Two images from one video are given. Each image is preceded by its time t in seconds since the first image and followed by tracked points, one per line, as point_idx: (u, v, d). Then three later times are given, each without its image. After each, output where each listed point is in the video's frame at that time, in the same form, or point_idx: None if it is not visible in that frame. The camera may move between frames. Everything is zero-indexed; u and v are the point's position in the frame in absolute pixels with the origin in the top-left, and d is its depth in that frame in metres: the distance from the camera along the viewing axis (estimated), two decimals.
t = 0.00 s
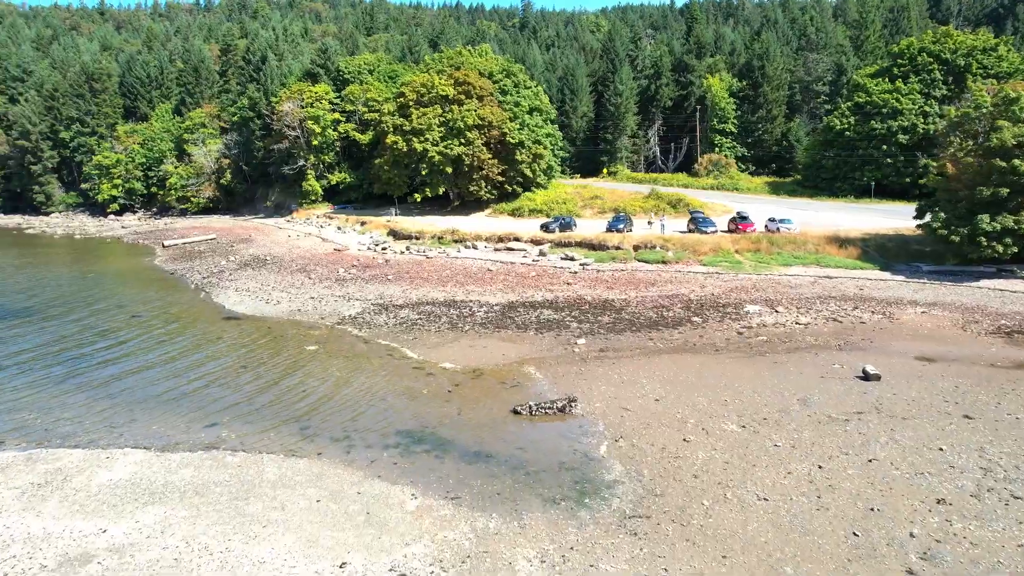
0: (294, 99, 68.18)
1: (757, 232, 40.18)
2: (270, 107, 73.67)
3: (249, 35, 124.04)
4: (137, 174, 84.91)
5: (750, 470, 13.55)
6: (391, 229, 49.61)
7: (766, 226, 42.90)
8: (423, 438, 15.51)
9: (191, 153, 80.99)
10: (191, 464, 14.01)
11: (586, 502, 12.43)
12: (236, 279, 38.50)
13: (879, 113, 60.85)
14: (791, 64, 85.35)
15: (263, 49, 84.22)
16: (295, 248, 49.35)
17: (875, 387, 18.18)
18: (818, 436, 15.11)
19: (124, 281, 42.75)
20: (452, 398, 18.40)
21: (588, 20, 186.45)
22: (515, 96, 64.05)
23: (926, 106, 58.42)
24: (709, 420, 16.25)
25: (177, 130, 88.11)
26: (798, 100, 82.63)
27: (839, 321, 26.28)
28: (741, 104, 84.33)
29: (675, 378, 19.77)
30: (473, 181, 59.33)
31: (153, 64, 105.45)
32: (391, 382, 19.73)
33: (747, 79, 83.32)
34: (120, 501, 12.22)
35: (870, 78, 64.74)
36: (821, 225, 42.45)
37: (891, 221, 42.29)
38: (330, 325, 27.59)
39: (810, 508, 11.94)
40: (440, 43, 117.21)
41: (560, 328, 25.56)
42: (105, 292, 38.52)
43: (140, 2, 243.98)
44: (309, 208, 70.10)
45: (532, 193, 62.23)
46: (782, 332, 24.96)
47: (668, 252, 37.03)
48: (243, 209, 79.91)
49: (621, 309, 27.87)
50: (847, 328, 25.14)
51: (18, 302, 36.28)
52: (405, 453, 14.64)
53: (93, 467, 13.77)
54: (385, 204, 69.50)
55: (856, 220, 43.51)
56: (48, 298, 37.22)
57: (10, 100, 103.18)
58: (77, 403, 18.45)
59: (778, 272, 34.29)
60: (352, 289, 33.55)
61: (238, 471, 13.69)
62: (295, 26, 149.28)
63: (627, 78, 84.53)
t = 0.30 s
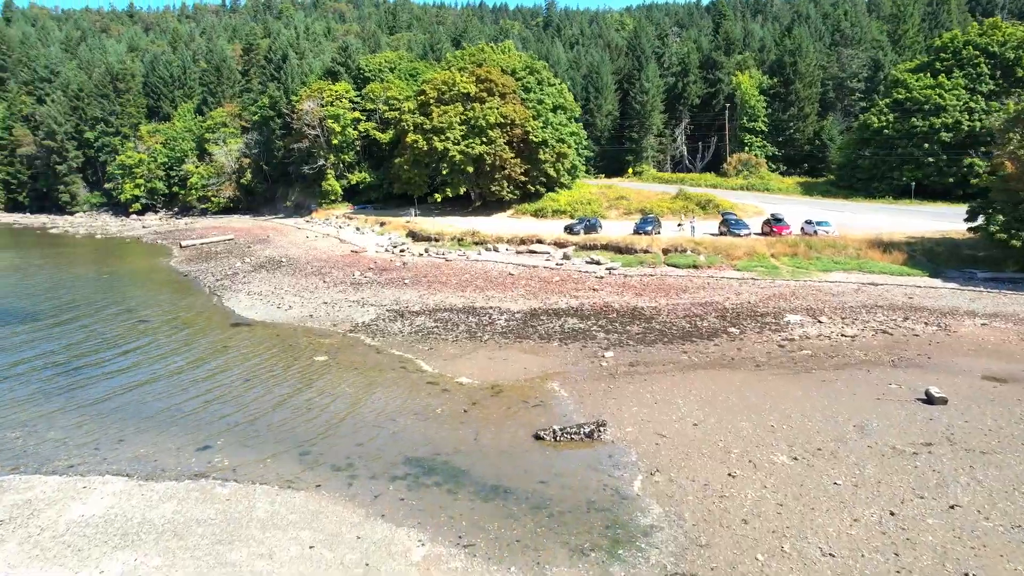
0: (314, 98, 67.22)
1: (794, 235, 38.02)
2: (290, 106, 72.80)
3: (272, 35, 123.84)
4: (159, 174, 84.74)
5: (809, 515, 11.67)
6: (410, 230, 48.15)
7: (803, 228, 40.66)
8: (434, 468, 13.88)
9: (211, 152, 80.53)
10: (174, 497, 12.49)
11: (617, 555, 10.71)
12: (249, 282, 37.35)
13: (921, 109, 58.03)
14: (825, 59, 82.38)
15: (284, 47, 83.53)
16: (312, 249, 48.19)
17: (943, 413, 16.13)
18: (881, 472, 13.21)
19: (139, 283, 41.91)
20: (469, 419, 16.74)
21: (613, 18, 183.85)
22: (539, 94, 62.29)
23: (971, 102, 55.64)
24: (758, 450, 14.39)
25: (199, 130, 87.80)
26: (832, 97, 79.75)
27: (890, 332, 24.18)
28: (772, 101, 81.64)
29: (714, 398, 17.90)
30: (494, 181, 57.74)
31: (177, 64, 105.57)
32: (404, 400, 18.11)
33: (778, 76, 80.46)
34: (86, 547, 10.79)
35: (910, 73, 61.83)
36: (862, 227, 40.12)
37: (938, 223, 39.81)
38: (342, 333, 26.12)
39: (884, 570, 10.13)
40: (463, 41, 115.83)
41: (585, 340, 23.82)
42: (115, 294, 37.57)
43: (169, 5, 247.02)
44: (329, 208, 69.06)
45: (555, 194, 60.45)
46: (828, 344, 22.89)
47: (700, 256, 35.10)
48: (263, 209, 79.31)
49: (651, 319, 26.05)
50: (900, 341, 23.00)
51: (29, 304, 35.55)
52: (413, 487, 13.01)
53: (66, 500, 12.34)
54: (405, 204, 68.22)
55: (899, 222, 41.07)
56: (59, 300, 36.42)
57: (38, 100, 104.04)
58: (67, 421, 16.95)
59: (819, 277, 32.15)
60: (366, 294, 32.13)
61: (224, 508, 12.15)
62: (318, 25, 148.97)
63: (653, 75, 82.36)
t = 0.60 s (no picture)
0: (334, 96, 66.19)
1: (834, 239, 35.86)
2: (310, 105, 71.86)
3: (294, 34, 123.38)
4: (180, 173, 84.52)
5: None
6: (429, 232, 46.66)
7: (841, 231, 38.46)
8: (444, 506, 12.26)
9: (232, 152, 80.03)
10: (149, 539, 11.05)
11: None
12: (263, 285, 36.22)
13: (966, 105, 55.27)
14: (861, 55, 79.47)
15: (305, 46, 82.77)
16: (329, 251, 47.05)
17: None
18: (963, 520, 11.35)
19: (153, 284, 41.04)
20: (487, 444, 15.14)
21: (638, 16, 181.08)
22: (562, 91, 60.53)
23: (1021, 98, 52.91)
24: (814, 487, 12.61)
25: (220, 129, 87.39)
26: (867, 94, 76.87)
27: (949, 346, 22.05)
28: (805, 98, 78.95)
29: (758, 424, 16.06)
30: (517, 181, 56.15)
31: (199, 64, 105.55)
32: (417, 421, 16.52)
33: (811, 73, 77.42)
34: None
35: (954, 67, 59.00)
36: (906, 231, 37.81)
37: (989, 227, 37.38)
38: (354, 341, 24.65)
39: None
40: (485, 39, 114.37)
41: (612, 353, 22.05)
42: (126, 297, 36.64)
43: (195, 6, 249.26)
44: (348, 208, 68.03)
45: (579, 194, 58.68)
46: (880, 359, 20.88)
47: (733, 261, 33.18)
48: (283, 209, 78.67)
49: (684, 330, 24.25)
50: (961, 357, 20.92)
51: (40, 307, 34.79)
52: (420, 531, 11.41)
53: (29, 544, 10.94)
54: (425, 204, 66.93)
55: (946, 225, 38.66)
56: (70, 303, 35.56)
57: (64, 101, 104.70)
58: (53, 439, 15.57)
59: (863, 284, 30.05)
60: (381, 299, 30.73)
61: (205, 554, 10.69)
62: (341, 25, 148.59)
63: (680, 72, 80.18)
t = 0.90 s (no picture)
0: (354, 95, 65.02)
1: (878, 243, 33.61)
2: (329, 104, 70.81)
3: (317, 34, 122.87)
4: (201, 173, 84.13)
5: None
6: (449, 234, 45.14)
7: (884, 235, 36.16)
8: (457, 557, 10.62)
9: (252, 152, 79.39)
10: None
11: None
12: (277, 288, 34.97)
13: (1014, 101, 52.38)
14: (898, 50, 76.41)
15: (326, 45, 81.86)
16: (346, 252, 45.79)
17: None
18: None
19: (167, 286, 40.08)
20: (505, 476, 13.51)
21: (664, 14, 178.10)
22: (587, 88, 58.66)
23: None
24: (888, 541, 10.81)
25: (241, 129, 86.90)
26: (906, 90, 73.84)
27: (1018, 364, 19.89)
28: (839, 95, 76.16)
29: (812, 455, 14.19)
30: (540, 181, 54.44)
31: (222, 65, 105.39)
32: (430, 447, 14.90)
33: (846, 69, 74.46)
34: None
35: (1001, 61, 56.08)
36: (956, 234, 35.38)
37: None
38: (366, 352, 23.12)
39: None
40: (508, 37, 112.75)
41: (643, 369, 20.26)
42: (137, 301, 35.60)
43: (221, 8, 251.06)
44: (368, 208, 66.88)
45: (604, 195, 56.80)
46: (942, 379, 18.84)
47: (771, 267, 31.17)
48: (303, 209, 77.86)
49: (721, 344, 22.36)
50: None
51: (50, 311, 33.85)
52: None
53: None
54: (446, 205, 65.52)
55: (998, 229, 36.16)
56: (81, 306, 34.67)
57: (89, 101, 105.19)
58: (30, 466, 14.19)
59: (912, 291, 27.84)
60: (396, 305, 29.26)
61: None
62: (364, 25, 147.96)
63: (709, 70, 77.82)
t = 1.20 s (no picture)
0: (374, 93, 63.79)
1: (927, 248, 31.33)
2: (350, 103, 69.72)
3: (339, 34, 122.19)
4: (222, 172, 83.59)
5: None
6: (469, 236, 43.59)
7: (933, 239, 33.84)
8: None
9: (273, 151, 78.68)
10: None
11: None
12: (290, 291, 33.69)
13: None
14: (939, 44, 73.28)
15: (347, 43, 80.85)
16: (364, 254, 44.47)
17: None
18: None
19: (180, 289, 39.06)
20: (526, 518, 11.88)
21: (691, 11, 174.78)
22: (613, 85, 56.72)
23: None
24: None
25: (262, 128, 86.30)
26: (947, 86, 70.72)
27: None
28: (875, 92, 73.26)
29: (879, 496, 12.35)
30: (564, 180, 52.69)
31: (244, 65, 105.15)
32: (442, 481, 13.30)
33: (884, 64, 71.56)
34: None
35: None
36: (1011, 239, 32.98)
37: None
38: (378, 364, 21.59)
39: None
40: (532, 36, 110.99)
41: (678, 387, 18.45)
42: (148, 304, 34.60)
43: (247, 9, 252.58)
44: (388, 208, 65.62)
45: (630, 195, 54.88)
46: (1016, 403, 16.81)
47: (812, 273, 29.11)
48: (323, 209, 76.94)
49: (763, 360, 20.44)
50: None
51: (60, 314, 32.97)
52: None
53: None
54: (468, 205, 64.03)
55: None
56: (92, 309, 33.75)
57: (114, 101, 105.54)
58: (4, 497, 12.91)
59: (970, 301, 25.60)
60: (412, 311, 27.73)
61: None
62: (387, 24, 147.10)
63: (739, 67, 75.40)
